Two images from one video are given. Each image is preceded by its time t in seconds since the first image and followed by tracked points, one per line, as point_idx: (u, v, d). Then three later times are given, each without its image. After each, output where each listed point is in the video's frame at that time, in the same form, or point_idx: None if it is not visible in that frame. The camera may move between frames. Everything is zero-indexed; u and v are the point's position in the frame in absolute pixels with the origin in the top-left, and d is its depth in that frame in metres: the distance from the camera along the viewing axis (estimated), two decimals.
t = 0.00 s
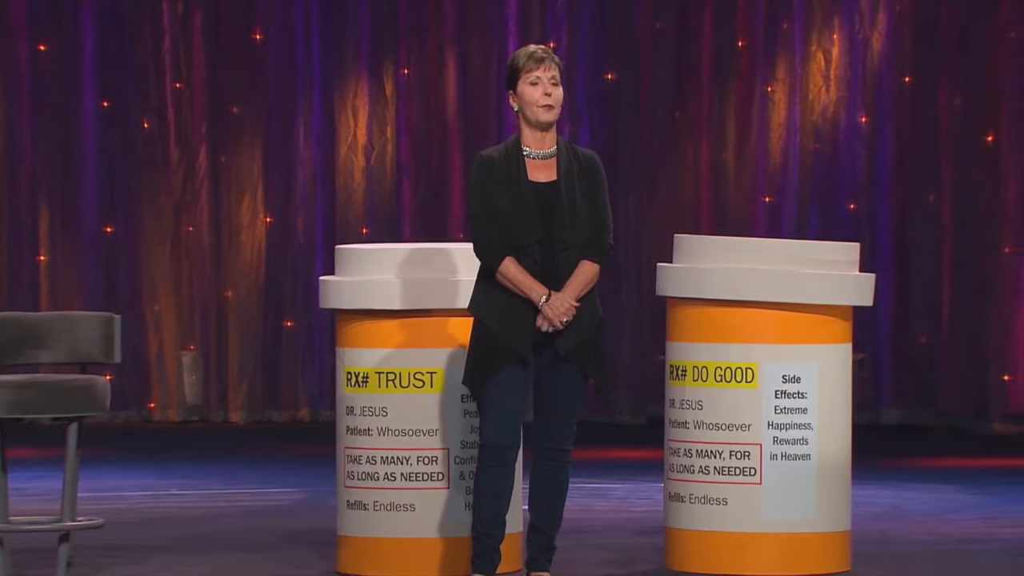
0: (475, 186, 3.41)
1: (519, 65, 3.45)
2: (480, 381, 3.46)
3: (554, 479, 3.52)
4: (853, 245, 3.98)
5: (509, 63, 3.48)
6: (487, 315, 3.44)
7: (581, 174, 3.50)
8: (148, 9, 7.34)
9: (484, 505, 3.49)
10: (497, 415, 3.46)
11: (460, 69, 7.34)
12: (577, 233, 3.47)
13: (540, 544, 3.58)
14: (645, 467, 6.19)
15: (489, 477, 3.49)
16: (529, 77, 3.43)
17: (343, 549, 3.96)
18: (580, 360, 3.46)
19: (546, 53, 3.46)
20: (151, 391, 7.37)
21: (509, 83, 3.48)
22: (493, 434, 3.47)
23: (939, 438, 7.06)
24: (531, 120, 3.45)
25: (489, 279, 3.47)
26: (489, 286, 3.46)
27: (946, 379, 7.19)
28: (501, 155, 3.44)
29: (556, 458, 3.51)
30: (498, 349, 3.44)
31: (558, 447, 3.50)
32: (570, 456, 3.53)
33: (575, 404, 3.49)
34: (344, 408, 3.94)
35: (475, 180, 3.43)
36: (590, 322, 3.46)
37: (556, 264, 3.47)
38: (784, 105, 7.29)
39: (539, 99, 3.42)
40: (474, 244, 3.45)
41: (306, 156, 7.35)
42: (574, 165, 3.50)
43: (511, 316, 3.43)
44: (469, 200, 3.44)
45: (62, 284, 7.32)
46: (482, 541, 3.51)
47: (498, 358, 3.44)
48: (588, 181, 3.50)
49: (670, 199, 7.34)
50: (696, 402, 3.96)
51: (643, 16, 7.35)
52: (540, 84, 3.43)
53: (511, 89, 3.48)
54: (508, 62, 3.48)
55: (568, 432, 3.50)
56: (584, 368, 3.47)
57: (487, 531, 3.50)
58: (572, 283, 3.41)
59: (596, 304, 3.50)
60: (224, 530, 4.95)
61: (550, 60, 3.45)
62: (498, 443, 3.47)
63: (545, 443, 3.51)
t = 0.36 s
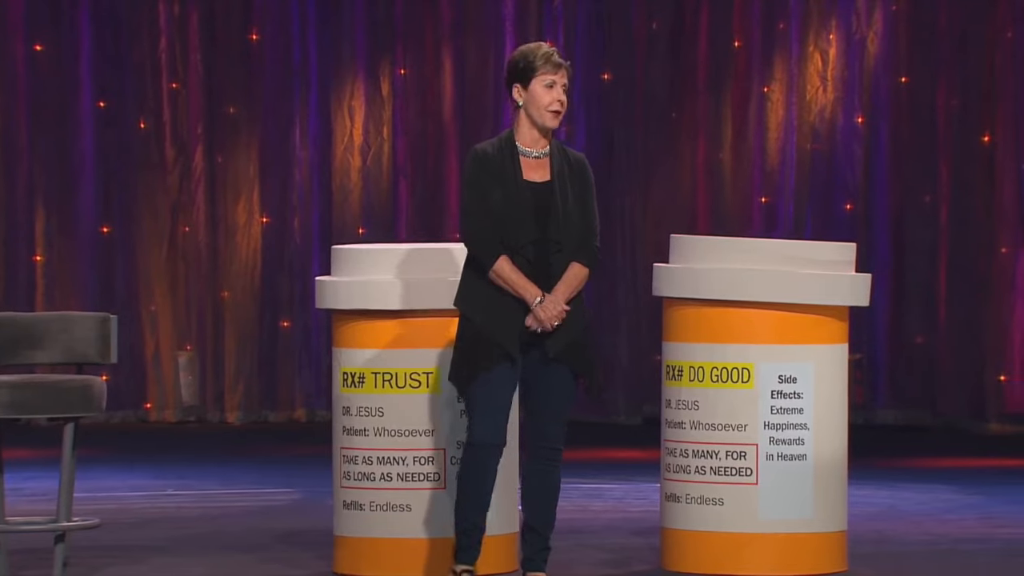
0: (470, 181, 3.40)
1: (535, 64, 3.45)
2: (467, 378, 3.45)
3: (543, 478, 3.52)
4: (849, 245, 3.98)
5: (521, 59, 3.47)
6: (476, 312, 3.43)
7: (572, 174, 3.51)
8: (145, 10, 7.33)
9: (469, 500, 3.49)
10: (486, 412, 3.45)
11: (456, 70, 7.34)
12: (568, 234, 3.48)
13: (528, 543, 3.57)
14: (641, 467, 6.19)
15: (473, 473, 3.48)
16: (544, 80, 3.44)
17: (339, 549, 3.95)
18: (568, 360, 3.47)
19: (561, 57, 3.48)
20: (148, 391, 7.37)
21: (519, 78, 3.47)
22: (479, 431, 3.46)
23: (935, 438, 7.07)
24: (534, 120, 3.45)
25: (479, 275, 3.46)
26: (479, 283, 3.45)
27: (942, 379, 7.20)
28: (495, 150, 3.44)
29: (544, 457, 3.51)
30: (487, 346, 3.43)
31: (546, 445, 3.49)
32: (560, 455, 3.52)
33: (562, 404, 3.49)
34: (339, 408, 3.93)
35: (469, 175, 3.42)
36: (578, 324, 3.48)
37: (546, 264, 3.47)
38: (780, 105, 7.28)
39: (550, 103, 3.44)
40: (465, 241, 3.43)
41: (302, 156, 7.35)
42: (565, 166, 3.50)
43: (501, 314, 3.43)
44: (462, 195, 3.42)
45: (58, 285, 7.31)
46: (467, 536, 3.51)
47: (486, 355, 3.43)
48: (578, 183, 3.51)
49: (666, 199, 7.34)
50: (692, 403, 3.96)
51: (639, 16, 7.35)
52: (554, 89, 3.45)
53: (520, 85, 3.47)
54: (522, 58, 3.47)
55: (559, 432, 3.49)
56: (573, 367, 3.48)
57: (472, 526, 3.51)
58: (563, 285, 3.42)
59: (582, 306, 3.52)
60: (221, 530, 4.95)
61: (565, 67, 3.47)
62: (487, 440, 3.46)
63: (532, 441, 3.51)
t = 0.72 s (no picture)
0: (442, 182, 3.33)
1: (512, 70, 3.38)
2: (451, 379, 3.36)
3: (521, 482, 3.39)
4: (849, 245, 3.98)
5: (497, 64, 3.38)
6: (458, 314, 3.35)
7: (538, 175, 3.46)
8: (145, 10, 7.32)
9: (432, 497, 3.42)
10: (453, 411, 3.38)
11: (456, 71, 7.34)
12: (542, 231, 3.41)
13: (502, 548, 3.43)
14: (640, 468, 6.19)
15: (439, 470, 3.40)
16: (520, 88, 3.40)
17: (339, 549, 3.96)
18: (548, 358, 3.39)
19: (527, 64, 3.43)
20: (148, 390, 7.37)
21: (493, 83, 3.38)
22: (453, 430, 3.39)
23: (935, 437, 7.08)
24: (507, 127, 3.39)
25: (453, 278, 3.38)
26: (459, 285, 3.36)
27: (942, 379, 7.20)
28: (464, 151, 3.37)
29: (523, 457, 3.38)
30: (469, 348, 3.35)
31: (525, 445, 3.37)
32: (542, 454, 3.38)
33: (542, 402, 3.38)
34: (339, 408, 3.93)
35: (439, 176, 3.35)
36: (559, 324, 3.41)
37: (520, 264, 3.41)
38: (780, 105, 7.28)
39: (522, 112, 3.40)
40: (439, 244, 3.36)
41: (302, 156, 7.34)
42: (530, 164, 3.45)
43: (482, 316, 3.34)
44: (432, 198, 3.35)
45: (58, 285, 7.31)
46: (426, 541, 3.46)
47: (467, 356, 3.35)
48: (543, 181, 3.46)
49: (666, 199, 7.34)
50: (692, 402, 3.96)
51: (639, 15, 7.35)
52: (525, 99, 3.41)
53: (494, 89, 3.39)
54: (496, 61, 3.38)
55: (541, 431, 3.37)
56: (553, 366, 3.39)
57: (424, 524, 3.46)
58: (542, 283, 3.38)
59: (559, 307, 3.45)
60: (221, 530, 4.95)
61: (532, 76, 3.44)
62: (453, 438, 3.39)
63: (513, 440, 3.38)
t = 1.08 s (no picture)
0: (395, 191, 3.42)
1: (461, 77, 3.48)
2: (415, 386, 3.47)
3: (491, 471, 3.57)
4: (849, 245, 3.98)
5: (445, 69, 3.46)
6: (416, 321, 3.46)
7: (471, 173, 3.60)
8: (145, 10, 7.31)
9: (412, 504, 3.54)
10: (418, 418, 3.51)
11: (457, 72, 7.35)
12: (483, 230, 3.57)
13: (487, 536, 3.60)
14: (639, 468, 6.20)
15: (415, 477, 3.53)
16: (465, 93, 3.49)
17: (340, 549, 3.96)
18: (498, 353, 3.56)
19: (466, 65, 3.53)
20: (148, 391, 7.37)
21: (442, 88, 3.47)
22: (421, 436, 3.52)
23: (935, 437, 7.08)
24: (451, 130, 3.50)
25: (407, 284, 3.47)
26: (414, 292, 3.47)
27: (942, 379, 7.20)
28: (409, 155, 3.46)
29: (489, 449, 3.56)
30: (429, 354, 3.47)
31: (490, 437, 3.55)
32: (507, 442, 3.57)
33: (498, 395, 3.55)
34: (339, 408, 3.93)
35: (389, 184, 3.43)
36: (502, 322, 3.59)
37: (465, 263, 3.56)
38: (781, 105, 7.28)
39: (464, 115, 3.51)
40: (394, 252, 3.45)
41: (302, 156, 7.34)
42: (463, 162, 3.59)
43: (440, 321, 3.46)
44: (384, 207, 3.44)
45: (59, 285, 7.31)
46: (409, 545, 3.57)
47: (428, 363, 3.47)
48: (475, 178, 3.61)
49: (666, 199, 7.34)
50: (693, 403, 3.96)
51: (640, 15, 7.35)
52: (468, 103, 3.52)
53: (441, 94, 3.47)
54: (446, 67, 3.46)
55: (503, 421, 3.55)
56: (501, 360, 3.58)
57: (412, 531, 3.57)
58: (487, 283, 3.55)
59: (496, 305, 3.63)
60: (221, 531, 4.95)
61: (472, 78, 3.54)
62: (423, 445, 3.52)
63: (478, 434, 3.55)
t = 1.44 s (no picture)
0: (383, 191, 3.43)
1: (431, 71, 3.51)
2: (411, 382, 3.47)
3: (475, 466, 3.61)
4: (851, 245, 3.98)
5: (415, 65, 3.49)
6: (411, 319, 3.47)
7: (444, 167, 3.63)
8: (148, 10, 7.31)
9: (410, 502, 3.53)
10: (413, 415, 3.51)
11: (459, 71, 7.36)
12: (464, 223, 3.61)
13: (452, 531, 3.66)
14: (641, 468, 6.19)
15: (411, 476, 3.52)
16: (436, 85, 3.52)
17: (342, 549, 3.96)
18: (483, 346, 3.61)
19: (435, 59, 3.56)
20: (151, 391, 7.37)
21: (416, 84, 3.50)
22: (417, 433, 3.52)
23: (937, 438, 7.08)
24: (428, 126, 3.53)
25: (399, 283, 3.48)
26: (407, 291, 3.48)
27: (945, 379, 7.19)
28: (389, 154, 3.48)
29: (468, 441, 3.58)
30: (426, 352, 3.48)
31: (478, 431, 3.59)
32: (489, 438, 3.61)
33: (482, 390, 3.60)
34: (341, 408, 3.94)
35: (376, 184, 3.44)
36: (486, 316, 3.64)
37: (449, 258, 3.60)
38: (783, 105, 7.28)
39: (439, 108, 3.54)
40: (385, 252, 3.45)
41: (305, 156, 7.34)
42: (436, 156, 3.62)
43: (434, 318, 3.48)
44: (372, 208, 3.44)
45: (62, 286, 7.31)
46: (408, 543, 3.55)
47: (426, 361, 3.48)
48: (453, 174, 3.66)
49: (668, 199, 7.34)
50: (695, 403, 3.97)
51: (643, 14, 7.35)
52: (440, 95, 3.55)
53: (414, 90, 3.50)
54: (417, 64, 3.49)
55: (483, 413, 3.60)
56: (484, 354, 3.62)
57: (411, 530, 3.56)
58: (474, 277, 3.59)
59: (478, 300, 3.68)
60: (223, 531, 4.96)
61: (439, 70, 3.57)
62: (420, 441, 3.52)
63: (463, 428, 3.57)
